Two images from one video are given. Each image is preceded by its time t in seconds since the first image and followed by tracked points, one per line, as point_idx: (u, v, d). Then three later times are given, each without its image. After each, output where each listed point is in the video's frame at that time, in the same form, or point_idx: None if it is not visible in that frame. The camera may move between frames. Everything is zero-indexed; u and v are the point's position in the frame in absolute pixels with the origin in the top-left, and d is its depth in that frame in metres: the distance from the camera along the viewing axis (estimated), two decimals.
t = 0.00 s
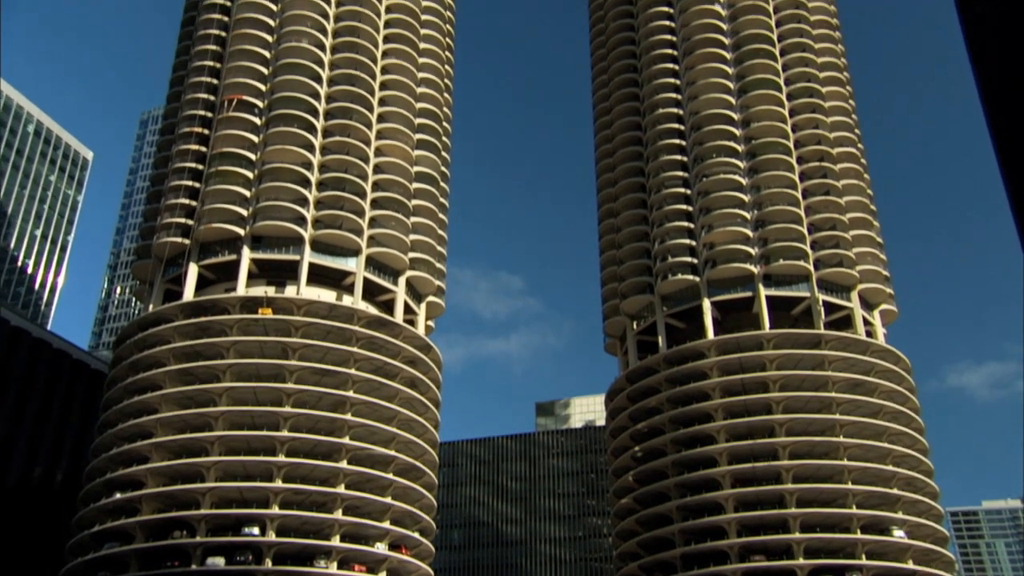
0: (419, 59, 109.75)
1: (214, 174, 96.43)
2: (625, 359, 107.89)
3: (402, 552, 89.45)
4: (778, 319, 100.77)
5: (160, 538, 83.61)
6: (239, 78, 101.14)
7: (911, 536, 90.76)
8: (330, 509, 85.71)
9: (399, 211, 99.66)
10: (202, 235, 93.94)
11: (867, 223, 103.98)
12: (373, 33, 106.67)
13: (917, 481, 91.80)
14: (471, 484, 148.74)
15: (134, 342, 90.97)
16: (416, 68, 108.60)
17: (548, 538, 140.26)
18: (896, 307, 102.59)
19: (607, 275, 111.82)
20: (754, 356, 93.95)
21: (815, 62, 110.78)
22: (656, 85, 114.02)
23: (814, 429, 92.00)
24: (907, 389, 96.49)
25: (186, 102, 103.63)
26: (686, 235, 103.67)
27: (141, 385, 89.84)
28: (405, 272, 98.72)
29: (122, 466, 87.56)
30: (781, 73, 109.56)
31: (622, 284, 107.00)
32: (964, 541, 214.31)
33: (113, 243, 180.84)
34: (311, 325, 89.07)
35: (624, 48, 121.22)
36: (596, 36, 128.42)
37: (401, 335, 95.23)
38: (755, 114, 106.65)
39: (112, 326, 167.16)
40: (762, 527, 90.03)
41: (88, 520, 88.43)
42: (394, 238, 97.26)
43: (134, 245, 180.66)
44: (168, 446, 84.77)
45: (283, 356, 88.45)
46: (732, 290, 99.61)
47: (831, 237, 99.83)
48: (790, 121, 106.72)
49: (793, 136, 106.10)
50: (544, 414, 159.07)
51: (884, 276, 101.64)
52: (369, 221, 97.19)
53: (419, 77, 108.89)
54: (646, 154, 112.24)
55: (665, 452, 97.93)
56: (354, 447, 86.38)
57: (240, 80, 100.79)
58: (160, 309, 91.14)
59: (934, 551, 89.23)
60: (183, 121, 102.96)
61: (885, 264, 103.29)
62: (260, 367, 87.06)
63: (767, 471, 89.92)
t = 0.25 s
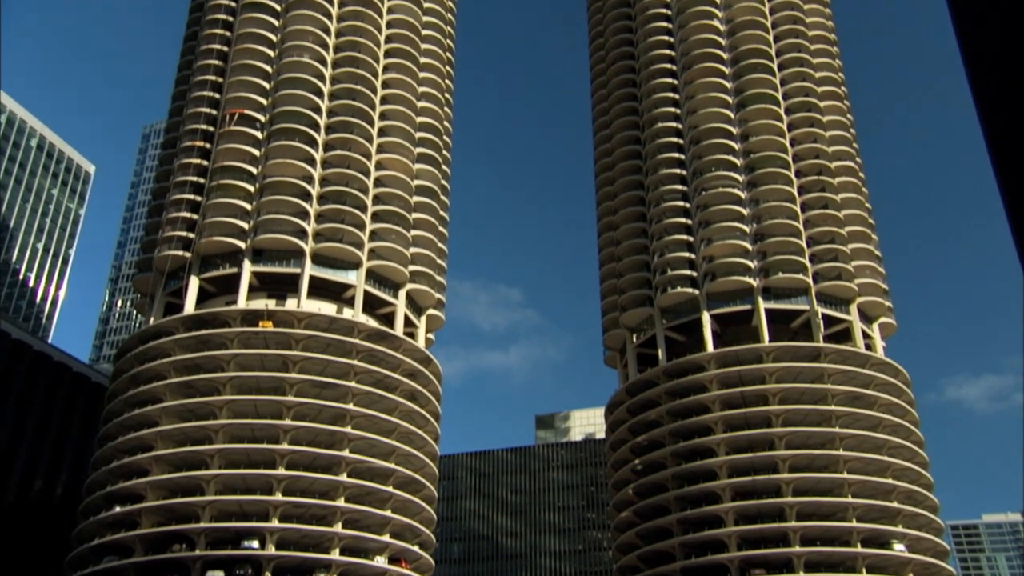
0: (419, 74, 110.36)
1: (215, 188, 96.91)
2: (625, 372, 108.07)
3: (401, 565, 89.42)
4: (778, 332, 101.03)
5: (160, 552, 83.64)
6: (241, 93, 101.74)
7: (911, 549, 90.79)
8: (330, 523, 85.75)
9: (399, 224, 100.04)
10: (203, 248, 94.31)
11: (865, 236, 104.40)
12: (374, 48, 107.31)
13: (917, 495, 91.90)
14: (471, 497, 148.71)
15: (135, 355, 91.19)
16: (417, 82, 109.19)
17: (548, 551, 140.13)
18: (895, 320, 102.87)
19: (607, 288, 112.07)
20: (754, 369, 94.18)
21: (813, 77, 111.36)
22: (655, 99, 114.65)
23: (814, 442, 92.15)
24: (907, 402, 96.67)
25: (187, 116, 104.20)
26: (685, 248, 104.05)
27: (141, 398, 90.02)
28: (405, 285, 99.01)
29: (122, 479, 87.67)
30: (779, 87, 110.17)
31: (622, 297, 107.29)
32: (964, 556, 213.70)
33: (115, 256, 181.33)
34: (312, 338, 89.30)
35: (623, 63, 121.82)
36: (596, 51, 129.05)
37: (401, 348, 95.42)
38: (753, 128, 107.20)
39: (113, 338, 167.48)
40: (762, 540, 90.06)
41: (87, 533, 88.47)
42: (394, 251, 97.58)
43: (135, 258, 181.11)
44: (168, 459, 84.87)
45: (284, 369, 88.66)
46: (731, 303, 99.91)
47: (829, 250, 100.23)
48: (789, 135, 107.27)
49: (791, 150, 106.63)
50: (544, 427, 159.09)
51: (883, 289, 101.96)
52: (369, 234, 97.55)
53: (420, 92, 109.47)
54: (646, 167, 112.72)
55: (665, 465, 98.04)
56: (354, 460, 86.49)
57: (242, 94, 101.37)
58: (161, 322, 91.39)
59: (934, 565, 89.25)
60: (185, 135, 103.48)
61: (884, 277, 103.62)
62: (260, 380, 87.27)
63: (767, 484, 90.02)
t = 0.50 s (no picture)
0: (420, 87, 110.68)
1: (216, 201, 97.02)
2: (625, 385, 107.91)
3: None
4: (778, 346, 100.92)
5: (158, 566, 83.33)
6: (242, 106, 102.03)
7: (912, 564, 90.48)
8: (329, 537, 85.43)
9: (399, 237, 100.08)
10: (203, 261, 94.34)
11: (865, 249, 104.48)
12: (375, 62, 107.63)
13: (919, 509, 91.65)
14: (471, 510, 148.33)
15: (134, 368, 91.08)
16: (417, 96, 109.47)
17: (548, 565, 139.65)
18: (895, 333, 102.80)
19: (607, 301, 111.99)
20: (754, 382, 94.06)
21: (812, 91, 111.66)
22: (654, 113, 114.98)
23: (814, 455, 91.94)
24: (908, 415, 96.52)
25: (189, 129, 104.48)
26: (685, 261, 104.09)
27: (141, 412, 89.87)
28: (405, 298, 98.96)
29: (121, 493, 87.43)
30: (778, 101, 110.49)
31: (622, 310, 107.23)
32: (966, 569, 212.68)
33: (115, 269, 181.46)
34: (311, 351, 89.20)
35: (622, 77, 122.14)
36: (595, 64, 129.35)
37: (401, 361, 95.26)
38: (753, 141, 107.43)
39: (112, 351, 167.43)
40: (763, 554, 89.74)
41: (86, 547, 88.16)
42: (394, 264, 97.59)
43: (136, 271, 181.23)
44: (167, 473, 84.64)
45: (283, 383, 88.53)
46: (731, 316, 99.88)
47: (829, 263, 100.27)
48: (788, 148, 107.47)
49: (790, 163, 106.83)
50: (544, 440, 158.78)
51: (883, 303, 101.94)
52: (369, 247, 97.58)
53: (420, 105, 109.76)
54: (646, 180, 112.87)
55: (665, 478, 97.80)
56: (354, 474, 86.26)
57: (243, 108, 101.67)
58: (161, 335, 91.31)
59: None
60: (185, 149, 103.73)
61: (884, 291, 103.61)
62: (260, 393, 87.14)
63: (768, 498, 89.77)
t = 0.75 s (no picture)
0: (420, 101, 110.95)
1: (216, 214, 97.12)
2: (625, 398, 107.72)
3: None
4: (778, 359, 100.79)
5: None
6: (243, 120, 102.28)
7: None
8: (328, 551, 85.06)
9: (399, 250, 100.09)
10: (203, 274, 94.34)
11: (865, 262, 104.51)
12: (376, 75, 107.92)
13: (921, 523, 91.34)
14: (471, 524, 147.89)
15: (133, 382, 90.93)
16: (418, 110, 109.73)
17: None
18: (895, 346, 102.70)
19: (607, 314, 111.93)
20: (754, 396, 93.91)
21: (811, 104, 111.94)
22: (653, 126, 115.24)
23: (815, 469, 91.68)
24: (909, 429, 96.32)
25: (189, 143, 104.73)
26: (685, 274, 104.10)
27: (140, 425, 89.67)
28: (405, 311, 98.90)
29: (119, 507, 87.14)
30: (777, 114, 110.74)
31: (622, 323, 107.17)
32: None
33: (115, 282, 181.55)
34: (311, 364, 89.09)
35: (621, 91, 122.47)
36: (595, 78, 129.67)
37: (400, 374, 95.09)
38: (752, 155, 107.59)
39: (112, 365, 167.34)
40: (764, 568, 89.35)
41: (83, 562, 87.80)
42: (394, 277, 97.58)
43: (136, 285, 181.30)
44: (165, 487, 84.43)
45: (283, 396, 88.36)
46: (731, 329, 99.81)
47: (829, 276, 100.27)
48: (787, 162, 107.63)
49: (790, 176, 106.95)
50: (544, 454, 158.42)
51: (883, 316, 101.89)
52: (369, 260, 97.59)
53: (421, 119, 110.01)
54: (645, 193, 112.99)
55: (665, 492, 97.51)
56: (353, 488, 86.00)
57: (244, 121, 101.92)
58: (160, 348, 91.20)
59: None
60: (186, 162, 103.93)
61: (884, 304, 103.57)
62: (259, 407, 86.99)
63: (769, 512, 89.48)
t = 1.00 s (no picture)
0: (420, 114, 111.10)
1: (216, 227, 97.18)
2: (625, 411, 107.53)
3: None
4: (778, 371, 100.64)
5: None
6: (244, 133, 102.48)
7: None
8: (327, 565, 84.71)
9: (399, 262, 100.07)
10: (203, 287, 94.34)
11: (865, 275, 104.51)
12: (376, 88, 108.20)
13: (922, 537, 91.00)
14: (471, 538, 147.46)
15: (133, 395, 90.77)
16: (418, 123, 109.92)
17: None
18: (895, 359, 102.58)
19: (607, 326, 111.86)
20: (755, 409, 93.73)
21: (810, 118, 112.19)
22: (653, 140, 115.45)
23: (816, 482, 91.38)
24: (910, 442, 96.10)
25: (191, 156, 104.96)
26: (685, 287, 104.10)
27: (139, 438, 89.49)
28: (405, 323, 98.82)
29: (118, 521, 86.85)
30: (777, 128, 110.90)
31: (622, 335, 107.09)
32: None
33: (115, 295, 181.58)
34: (310, 377, 88.95)
35: (621, 104, 122.73)
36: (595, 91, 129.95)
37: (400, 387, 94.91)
38: (751, 168, 107.74)
39: (111, 377, 167.17)
40: None
41: None
42: (394, 289, 97.56)
43: (135, 298, 181.28)
44: (164, 500, 84.18)
45: (282, 409, 88.19)
46: (731, 341, 99.74)
47: (829, 289, 100.25)
48: (786, 175, 107.79)
49: (789, 189, 107.06)
50: (544, 467, 158.08)
51: (883, 328, 101.80)
52: (369, 272, 97.56)
53: (421, 132, 110.23)
54: (645, 206, 113.09)
55: (666, 506, 97.24)
56: (352, 501, 85.73)
57: (245, 134, 102.16)
58: (160, 361, 91.08)
59: None
60: (187, 175, 104.12)
61: (884, 317, 103.49)
62: (258, 420, 86.85)
63: (770, 526, 89.19)
